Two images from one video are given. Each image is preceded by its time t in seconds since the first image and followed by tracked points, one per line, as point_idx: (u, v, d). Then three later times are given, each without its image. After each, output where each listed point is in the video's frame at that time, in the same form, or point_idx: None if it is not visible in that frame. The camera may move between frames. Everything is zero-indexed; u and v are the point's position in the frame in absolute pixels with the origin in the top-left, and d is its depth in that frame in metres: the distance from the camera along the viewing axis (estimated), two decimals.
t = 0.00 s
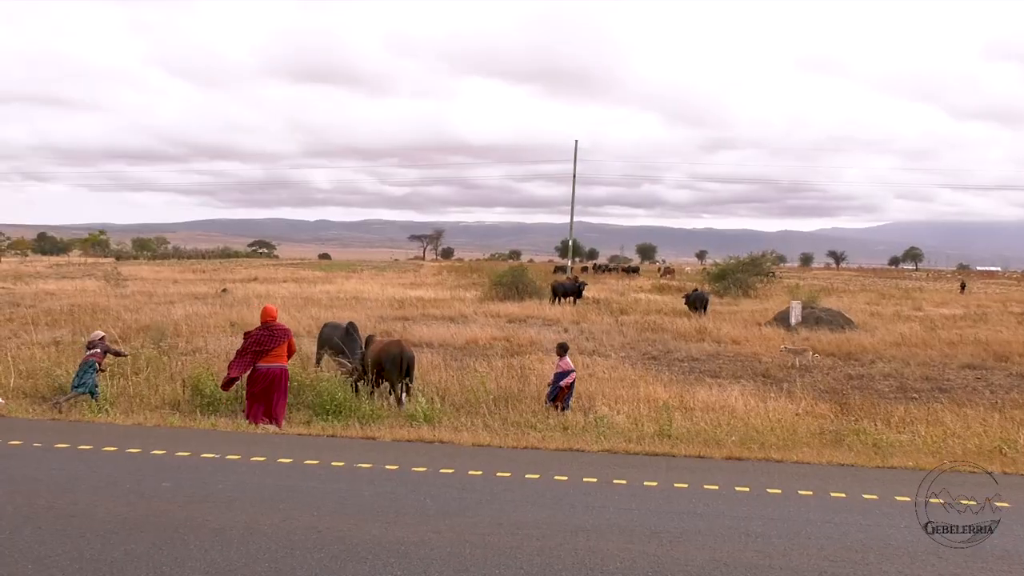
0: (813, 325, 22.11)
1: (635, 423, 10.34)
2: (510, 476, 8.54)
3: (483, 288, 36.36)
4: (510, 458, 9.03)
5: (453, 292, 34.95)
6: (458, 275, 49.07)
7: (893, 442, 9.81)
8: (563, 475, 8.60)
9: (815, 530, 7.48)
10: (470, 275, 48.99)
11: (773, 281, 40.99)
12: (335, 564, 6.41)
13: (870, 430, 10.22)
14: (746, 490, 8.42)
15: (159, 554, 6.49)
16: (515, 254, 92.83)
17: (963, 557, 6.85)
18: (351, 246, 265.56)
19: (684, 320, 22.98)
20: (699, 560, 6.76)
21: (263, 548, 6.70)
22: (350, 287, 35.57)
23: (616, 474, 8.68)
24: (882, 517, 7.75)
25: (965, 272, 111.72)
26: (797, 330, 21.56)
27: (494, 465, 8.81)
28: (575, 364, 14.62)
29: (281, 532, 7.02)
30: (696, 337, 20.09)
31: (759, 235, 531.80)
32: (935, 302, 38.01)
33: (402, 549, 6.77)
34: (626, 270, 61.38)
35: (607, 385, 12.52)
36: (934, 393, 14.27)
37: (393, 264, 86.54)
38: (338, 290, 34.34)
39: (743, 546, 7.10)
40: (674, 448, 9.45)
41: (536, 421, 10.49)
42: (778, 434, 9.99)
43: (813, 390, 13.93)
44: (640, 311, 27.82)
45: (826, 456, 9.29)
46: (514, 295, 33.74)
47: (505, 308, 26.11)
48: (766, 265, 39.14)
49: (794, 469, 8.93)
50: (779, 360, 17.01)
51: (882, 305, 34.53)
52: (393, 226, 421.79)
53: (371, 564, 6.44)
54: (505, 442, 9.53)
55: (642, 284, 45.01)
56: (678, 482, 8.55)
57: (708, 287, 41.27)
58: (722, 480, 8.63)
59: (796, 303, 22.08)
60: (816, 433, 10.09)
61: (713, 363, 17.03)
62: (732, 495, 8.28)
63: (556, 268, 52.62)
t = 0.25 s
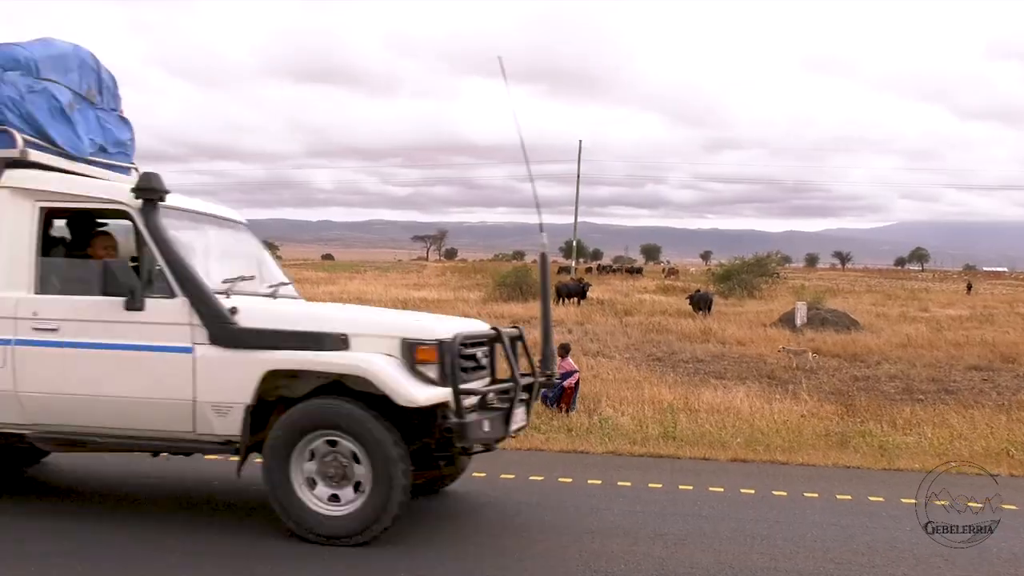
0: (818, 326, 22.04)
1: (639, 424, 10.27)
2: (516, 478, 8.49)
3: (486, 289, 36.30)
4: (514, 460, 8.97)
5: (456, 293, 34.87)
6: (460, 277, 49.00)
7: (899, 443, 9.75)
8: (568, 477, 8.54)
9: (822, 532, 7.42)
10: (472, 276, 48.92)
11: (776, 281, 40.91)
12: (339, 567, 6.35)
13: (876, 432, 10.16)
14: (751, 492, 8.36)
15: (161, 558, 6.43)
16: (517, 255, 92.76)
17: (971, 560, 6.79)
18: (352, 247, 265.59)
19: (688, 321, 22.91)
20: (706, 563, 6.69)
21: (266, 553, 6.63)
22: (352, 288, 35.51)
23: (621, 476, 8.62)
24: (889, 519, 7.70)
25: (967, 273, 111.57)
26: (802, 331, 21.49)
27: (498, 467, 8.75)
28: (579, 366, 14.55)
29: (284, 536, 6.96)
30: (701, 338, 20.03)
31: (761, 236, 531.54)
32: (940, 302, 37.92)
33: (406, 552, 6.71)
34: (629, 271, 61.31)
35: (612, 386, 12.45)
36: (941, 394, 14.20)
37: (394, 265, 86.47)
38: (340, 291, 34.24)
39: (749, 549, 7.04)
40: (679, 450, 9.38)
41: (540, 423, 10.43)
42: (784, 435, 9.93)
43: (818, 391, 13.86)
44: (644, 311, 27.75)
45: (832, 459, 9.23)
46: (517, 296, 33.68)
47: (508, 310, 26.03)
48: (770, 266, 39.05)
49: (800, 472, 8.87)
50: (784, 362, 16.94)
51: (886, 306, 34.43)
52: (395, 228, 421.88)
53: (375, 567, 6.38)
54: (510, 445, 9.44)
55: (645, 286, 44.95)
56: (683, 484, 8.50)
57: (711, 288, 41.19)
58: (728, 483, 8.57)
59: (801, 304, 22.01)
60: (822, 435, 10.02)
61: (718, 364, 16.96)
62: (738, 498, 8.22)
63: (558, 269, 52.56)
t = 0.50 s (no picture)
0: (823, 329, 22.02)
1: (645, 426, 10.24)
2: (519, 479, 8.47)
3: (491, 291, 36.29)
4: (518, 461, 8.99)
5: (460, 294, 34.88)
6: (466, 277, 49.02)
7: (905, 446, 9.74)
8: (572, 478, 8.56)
9: (825, 534, 7.43)
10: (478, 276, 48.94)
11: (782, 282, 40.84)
12: (344, 567, 6.39)
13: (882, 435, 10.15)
14: (755, 494, 8.37)
15: (167, 558, 6.46)
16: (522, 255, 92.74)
17: (975, 562, 6.79)
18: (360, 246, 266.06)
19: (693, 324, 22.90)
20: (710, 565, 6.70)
21: (269, 552, 6.66)
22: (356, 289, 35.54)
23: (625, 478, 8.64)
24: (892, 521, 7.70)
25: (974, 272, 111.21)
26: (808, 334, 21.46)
27: (503, 468, 8.77)
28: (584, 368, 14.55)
29: (289, 536, 6.99)
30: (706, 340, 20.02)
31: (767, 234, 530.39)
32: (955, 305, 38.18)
33: (411, 553, 6.74)
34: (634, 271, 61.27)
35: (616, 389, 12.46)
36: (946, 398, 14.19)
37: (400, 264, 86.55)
38: (345, 292, 34.29)
39: (753, 550, 7.05)
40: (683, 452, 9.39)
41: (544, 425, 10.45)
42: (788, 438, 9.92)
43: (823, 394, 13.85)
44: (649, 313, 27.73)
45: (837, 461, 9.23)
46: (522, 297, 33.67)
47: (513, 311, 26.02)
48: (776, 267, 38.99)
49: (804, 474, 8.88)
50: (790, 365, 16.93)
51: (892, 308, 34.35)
52: (400, 226, 422.19)
53: (380, 568, 6.41)
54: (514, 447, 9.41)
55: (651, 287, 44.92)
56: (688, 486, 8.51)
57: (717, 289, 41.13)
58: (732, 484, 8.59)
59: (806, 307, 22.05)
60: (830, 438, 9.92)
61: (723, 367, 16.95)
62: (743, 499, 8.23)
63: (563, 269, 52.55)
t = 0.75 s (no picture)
0: (826, 328, 21.97)
1: (646, 426, 10.28)
2: (522, 480, 8.49)
3: (493, 292, 36.28)
4: (521, 462, 8.96)
5: (463, 295, 34.88)
6: (468, 279, 49.04)
7: (907, 446, 9.69)
8: (575, 479, 8.54)
9: (829, 534, 7.41)
10: (480, 279, 48.96)
11: (785, 282, 40.78)
12: (348, 569, 6.38)
13: (884, 434, 10.11)
14: (758, 494, 8.36)
15: (171, 561, 6.45)
16: (525, 256, 92.83)
17: (978, 563, 6.76)
18: (362, 250, 266.75)
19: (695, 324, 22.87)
20: (713, 566, 6.68)
21: (275, 554, 6.68)
22: (359, 291, 35.56)
23: (628, 478, 8.62)
24: (893, 521, 7.68)
25: (979, 273, 111.02)
26: (810, 333, 21.41)
27: (505, 469, 8.74)
28: (586, 368, 14.51)
29: (292, 539, 6.98)
30: (708, 340, 19.98)
31: (769, 237, 530.41)
32: (951, 303, 38.48)
33: (415, 555, 6.72)
34: (637, 272, 61.26)
35: (618, 388, 12.44)
36: (949, 396, 14.14)
37: (402, 266, 86.65)
38: (347, 293, 34.33)
39: (757, 550, 7.03)
40: (686, 452, 9.36)
41: (546, 426, 10.41)
42: (791, 437, 9.88)
43: (825, 393, 13.80)
44: (651, 313, 27.70)
45: (839, 461, 9.19)
46: (524, 298, 33.65)
47: (515, 312, 26.01)
48: (778, 267, 38.95)
49: (807, 474, 8.85)
50: (791, 363, 16.89)
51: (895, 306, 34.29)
52: (403, 230, 422.51)
53: (383, 569, 6.41)
54: (517, 447, 9.45)
55: (654, 287, 44.90)
56: (690, 487, 8.49)
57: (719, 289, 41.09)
58: (735, 484, 8.57)
59: (808, 305, 22.03)
60: (830, 437, 9.96)
61: (725, 366, 16.91)
62: (746, 500, 8.21)
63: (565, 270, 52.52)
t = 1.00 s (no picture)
0: (829, 328, 21.94)
1: (649, 426, 10.26)
2: (525, 480, 8.48)
3: (495, 292, 36.27)
4: (523, 462, 8.95)
5: (465, 295, 34.89)
6: (470, 279, 49.05)
7: (910, 446, 9.67)
8: (578, 479, 8.53)
9: (832, 534, 7.40)
10: (482, 279, 48.96)
11: (787, 282, 40.76)
12: (350, 569, 6.38)
13: (887, 434, 10.09)
14: (761, 494, 8.35)
15: (173, 561, 6.45)
16: (527, 256, 92.83)
17: (981, 563, 6.75)
18: (364, 251, 267.09)
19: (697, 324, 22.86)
20: (716, 566, 6.68)
21: (278, 554, 6.68)
22: (361, 291, 35.59)
23: (630, 478, 8.61)
24: (896, 522, 7.67)
25: (981, 274, 111.00)
26: (813, 333, 21.38)
27: (508, 469, 8.74)
28: (588, 368, 14.51)
29: (295, 539, 6.98)
30: (710, 339, 19.97)
31: (771, 238, 530.26)
32: (953, 303, 38.52)
33: (417, 555, 6.72)
34: (639, 272, 61.25)
35: (620, 388, 12.44)
36: (952, 396, 14.11)
37: (405, 267, 86.67)
38: (349, 293, 34.35)
39: (760, 551, 7.02)
40: (688, 452, 9.35)
41: (549, 426, 10.40)
42: (793, 437, 9.87)
43: (828, 393, 13.78)
44: (654, 313, 27.70)
45: (842, 461, 9.18)
46: (527, 298, 33.65)
47: (517, 312, 26.00)
48: (780, 267, 38.92)
49: (810, 474, 8.83)
50: (794, 363, 16.87)
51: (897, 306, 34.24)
52: (405, 231, 422.68)
53: (386, 569, 6.40)
54: (519, 447, 9.44)
55: (656, 287, 44.89)
56: (693, 487, 8.48)
57: (722, 289, 41.06)
58: (738, 485, 8.56)
59: (811, 305, 22.00)
60: (833, 437, 9.94)
61: (727, 366, 16.90)
62: (749, 500, 8.20)
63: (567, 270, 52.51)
